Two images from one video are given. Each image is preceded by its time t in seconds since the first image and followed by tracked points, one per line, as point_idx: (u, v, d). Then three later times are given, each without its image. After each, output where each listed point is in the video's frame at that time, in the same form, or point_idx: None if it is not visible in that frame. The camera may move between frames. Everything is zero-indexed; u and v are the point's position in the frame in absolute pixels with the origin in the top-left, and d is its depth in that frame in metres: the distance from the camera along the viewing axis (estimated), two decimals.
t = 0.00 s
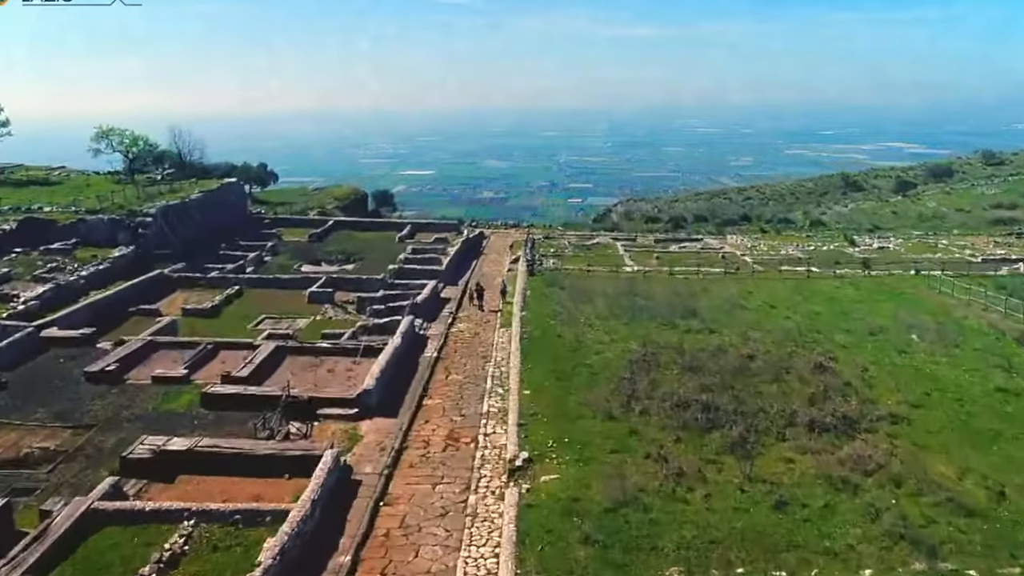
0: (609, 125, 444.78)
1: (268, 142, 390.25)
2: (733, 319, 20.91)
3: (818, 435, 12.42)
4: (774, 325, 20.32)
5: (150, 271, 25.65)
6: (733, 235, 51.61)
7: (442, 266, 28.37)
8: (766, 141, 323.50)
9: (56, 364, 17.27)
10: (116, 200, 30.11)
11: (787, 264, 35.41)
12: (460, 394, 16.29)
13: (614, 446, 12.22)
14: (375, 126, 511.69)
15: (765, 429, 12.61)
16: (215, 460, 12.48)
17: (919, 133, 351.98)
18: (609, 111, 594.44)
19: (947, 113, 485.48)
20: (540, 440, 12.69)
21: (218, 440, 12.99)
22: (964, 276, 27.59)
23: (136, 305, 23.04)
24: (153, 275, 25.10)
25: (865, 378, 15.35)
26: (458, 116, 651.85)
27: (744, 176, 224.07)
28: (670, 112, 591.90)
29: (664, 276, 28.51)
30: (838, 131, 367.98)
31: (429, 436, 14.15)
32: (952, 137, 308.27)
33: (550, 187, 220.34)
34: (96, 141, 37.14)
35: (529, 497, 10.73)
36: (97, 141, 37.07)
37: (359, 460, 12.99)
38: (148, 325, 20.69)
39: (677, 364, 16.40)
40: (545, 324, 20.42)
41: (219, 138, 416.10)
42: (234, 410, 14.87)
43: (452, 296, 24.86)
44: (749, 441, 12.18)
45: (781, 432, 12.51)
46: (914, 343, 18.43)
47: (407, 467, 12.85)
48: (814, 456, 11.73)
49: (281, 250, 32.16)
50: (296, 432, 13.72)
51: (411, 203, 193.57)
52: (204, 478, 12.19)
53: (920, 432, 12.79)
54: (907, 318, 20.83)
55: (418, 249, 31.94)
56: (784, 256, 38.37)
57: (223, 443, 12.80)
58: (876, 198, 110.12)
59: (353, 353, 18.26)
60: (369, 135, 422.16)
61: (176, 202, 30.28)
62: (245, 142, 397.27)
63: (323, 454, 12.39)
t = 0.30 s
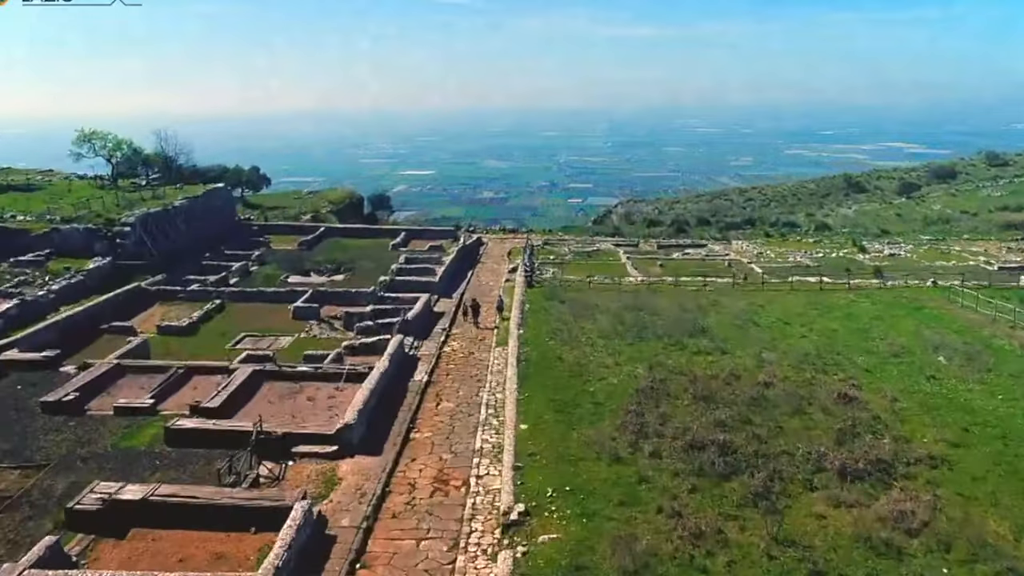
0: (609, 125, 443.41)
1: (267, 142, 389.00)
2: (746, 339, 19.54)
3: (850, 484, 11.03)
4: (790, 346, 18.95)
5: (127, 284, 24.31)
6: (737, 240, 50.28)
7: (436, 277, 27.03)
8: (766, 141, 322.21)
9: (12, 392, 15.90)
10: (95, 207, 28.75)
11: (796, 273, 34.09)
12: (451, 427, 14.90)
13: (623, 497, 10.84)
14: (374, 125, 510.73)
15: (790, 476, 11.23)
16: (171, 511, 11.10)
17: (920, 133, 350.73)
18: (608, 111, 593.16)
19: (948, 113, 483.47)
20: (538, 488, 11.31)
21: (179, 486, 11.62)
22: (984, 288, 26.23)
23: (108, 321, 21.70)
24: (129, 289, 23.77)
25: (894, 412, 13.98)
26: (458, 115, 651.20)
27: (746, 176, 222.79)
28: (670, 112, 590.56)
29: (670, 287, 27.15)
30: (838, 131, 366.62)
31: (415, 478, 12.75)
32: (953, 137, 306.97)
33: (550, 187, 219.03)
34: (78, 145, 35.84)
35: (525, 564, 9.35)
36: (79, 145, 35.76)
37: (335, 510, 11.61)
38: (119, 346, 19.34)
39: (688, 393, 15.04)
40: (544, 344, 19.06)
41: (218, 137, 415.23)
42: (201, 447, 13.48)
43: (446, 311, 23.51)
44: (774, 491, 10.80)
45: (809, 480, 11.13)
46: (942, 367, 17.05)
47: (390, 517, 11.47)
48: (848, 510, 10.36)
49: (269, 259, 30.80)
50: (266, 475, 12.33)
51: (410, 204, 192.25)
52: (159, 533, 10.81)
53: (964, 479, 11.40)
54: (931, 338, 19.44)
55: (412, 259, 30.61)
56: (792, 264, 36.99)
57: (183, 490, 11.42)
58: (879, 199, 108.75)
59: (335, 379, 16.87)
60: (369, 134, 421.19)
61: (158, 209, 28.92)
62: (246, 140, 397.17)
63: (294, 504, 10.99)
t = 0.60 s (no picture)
0: (609, 125, 442.29)
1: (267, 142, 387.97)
2: (757, 358, 18.44)
3: (884, 536, 9.90)
4: (805, 367, 17.81)
5: (105, 297, 23.20)
6: (741, 245, 49.21)
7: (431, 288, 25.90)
8: (767, 141, 321.27)
9: None
10: (76, 214, 27.63)
11: (803, 282, 32.97)
12: (443, 459, 13.76)
13: (630, 550, 9.71)
14: (374, 125, 510.09)
15: (817, 526, 10.09)
16: (128, 567, 9.97)
17: (922, 133, 349.69)
18: (609, 111, 592.74)
19: (948, 113, 482.86)
20: (535, 537, 10.21)
21: (137, 537, 10.47)
22: (1004, 299, 25.11)
23: (83, 337, 20.63)
24: (108, 301, 22.70)
25: (924, 446, 12.83)
26: (458, 116, 650.87)
27: (747, 176, 221.62)
28: (671, 112, 590.31)
29: (675, 299, 26.03)
30: (839, 131, 365.60)
31: (401, 522, 11.61)
32: (953, 138, 305.92)
33: (550, 187, 218.11)
34: (62, 148, 34.91)
35: None
36: (63, 148, 34.82)
37: (310, 561, 10.48)
38: (92, 365, 18.25)
39: (699, 422, 13.93)
40: (544, 363, 17.95)
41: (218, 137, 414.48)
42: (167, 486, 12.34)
43: (440, 326, 22.40)
44: (798, 545, 9.68)
45: (837, 532, 9.99)
46: (970, 391, 15.91)
47: (371, 571, 10.34)
48: (884, 569, 9.23)
49: (258, 267, 29.70)
50: (236, 523, 11.17)
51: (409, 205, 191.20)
52: None
53: (1011, 527, 10.23)
54: (955, 357, 18.31)
55: (407, 267, 29.51)
56: (799, 271, 35.90)
57: (143, 542, 10.26)
58: (882, 201, 107.70)
59: (320, 404, 15.73)
60: (369, 134, 420.44)
61: (142, 216, 27.85)
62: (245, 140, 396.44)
63: (263, 559, 9.84)
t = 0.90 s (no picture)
0: (609, 126, 441.34)
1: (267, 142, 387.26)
2: (770, 380, 17.33)
3: None
4: (822, 389, 16.72)
5: (83, 311, 22.14)
6: (745, 250, 48.16)
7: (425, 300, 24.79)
8: (767, 142, 320.32)
9: None
10: (57, 222, 26.60)
11: (811, 292, 31.84)
12: (433, 498, 12.66)
13: None
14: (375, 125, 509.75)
15: None
16: None
17: (923, 133, 348.70)
18: (609, 112, 592.06)
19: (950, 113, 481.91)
20: None
21: None
22: None
23: (56, 355, 19.57)
24: (85, 315, 21.63)
25: (958, 487, 11.73)
26: (459, 116, 650.31)
27: (748, 176, 220.53)
28: (671, 112, 589.42)
29: (680, 312, 24.91)
30: (839, 131, 364.58)
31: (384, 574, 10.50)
32: (954, 138, 304.73)
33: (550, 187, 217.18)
34: (47, 152, 34.25)
35: None
36: (47, 151, 34.17)
37: None
38: (61, 388, 17.17)
39: (711, 457, 12.83)
40: (543, 385, 16.86)
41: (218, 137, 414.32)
42: (128, 531, 11.25)
43: (434, 343, 21.34)
44: None
45: None
46: (1001, 418, 14.82)
47: None
48: None
49: (246, 277, 28.65)
50: None
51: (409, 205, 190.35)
52: None
53: None
54: (981, 378, 17.23)
55: (401, 277, 28.37)
56: (805, 279, 34.83)
57: None
58: (886, 203, 106.62)
59: (301, 433, 14.65)
60: (369, 134, 420.16)
61: (124, 224, 26.72)
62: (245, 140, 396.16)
63: None
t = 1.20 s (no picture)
0: (609, 126, 440.51)
1: (267, 142, 386.86)
2: (785, 405, 16.22)
3: None
4: (841, 417, 15.62)
5: (58, 327, 21.08)
6: (750, 256, 47.13)
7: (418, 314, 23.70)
8: (767, 142, 319.53)
9: None
10: (37, 231, 25.57)
11: (820, 303, 30.73)
12: (420, 545, 11.57)
13: None
14: (375, 125, 509.64)
15: None
16: None
17: (924, 132, 347.82)
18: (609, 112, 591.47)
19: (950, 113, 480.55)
20: None
21: None
22: None
23: (26, 375, 18.53)
24: (59, 331, 20.58)
25: (999, 537, 10.64)
26: (459, 115, 650.24)
27: (749, 176, 219.60)
28: (671, 112, 588.90)
29: (685, 326, 23.81)
30: (839, 131, 363.69)
31: None
32: (955, 138, 303.63)
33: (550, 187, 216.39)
34: (29, 156, 33.45)
35: None
36: (29, 155, 33.36)
37: None
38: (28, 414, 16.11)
39: (726, 500, 11.73)
40: (542, 412, 15.75)
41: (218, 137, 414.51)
42: None
43: (427, 361, 20.25)
44: None
45: None
46: None
47: None
48: None
49: (234, 287, 27.59)
50: None
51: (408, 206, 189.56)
52: None
53: None
54: (1009, 403, 16.14)
55: (395, 286, 27.26)
56: (813, 288, 33.76)
57: None
58: (889, 205, 105.62)
59: (280, 468, 13.57)
60: (369, 134, 420.13)
61: (105, 233, 25.66)
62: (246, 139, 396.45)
63: None
